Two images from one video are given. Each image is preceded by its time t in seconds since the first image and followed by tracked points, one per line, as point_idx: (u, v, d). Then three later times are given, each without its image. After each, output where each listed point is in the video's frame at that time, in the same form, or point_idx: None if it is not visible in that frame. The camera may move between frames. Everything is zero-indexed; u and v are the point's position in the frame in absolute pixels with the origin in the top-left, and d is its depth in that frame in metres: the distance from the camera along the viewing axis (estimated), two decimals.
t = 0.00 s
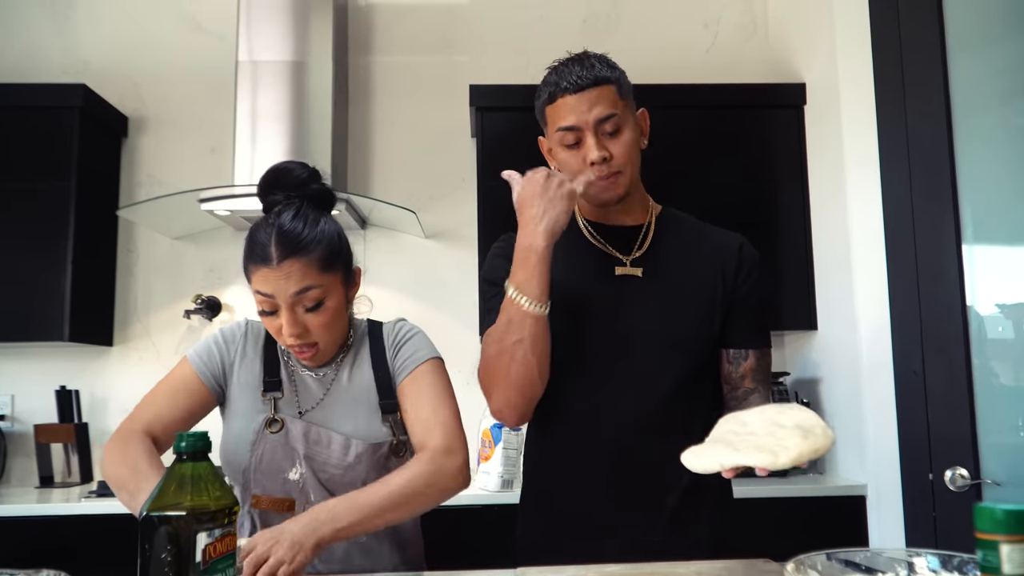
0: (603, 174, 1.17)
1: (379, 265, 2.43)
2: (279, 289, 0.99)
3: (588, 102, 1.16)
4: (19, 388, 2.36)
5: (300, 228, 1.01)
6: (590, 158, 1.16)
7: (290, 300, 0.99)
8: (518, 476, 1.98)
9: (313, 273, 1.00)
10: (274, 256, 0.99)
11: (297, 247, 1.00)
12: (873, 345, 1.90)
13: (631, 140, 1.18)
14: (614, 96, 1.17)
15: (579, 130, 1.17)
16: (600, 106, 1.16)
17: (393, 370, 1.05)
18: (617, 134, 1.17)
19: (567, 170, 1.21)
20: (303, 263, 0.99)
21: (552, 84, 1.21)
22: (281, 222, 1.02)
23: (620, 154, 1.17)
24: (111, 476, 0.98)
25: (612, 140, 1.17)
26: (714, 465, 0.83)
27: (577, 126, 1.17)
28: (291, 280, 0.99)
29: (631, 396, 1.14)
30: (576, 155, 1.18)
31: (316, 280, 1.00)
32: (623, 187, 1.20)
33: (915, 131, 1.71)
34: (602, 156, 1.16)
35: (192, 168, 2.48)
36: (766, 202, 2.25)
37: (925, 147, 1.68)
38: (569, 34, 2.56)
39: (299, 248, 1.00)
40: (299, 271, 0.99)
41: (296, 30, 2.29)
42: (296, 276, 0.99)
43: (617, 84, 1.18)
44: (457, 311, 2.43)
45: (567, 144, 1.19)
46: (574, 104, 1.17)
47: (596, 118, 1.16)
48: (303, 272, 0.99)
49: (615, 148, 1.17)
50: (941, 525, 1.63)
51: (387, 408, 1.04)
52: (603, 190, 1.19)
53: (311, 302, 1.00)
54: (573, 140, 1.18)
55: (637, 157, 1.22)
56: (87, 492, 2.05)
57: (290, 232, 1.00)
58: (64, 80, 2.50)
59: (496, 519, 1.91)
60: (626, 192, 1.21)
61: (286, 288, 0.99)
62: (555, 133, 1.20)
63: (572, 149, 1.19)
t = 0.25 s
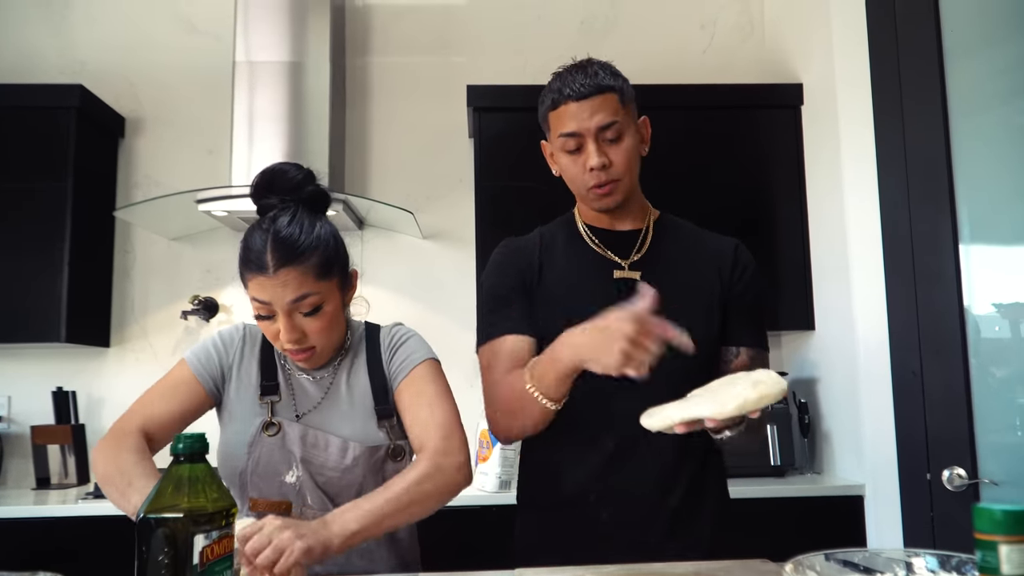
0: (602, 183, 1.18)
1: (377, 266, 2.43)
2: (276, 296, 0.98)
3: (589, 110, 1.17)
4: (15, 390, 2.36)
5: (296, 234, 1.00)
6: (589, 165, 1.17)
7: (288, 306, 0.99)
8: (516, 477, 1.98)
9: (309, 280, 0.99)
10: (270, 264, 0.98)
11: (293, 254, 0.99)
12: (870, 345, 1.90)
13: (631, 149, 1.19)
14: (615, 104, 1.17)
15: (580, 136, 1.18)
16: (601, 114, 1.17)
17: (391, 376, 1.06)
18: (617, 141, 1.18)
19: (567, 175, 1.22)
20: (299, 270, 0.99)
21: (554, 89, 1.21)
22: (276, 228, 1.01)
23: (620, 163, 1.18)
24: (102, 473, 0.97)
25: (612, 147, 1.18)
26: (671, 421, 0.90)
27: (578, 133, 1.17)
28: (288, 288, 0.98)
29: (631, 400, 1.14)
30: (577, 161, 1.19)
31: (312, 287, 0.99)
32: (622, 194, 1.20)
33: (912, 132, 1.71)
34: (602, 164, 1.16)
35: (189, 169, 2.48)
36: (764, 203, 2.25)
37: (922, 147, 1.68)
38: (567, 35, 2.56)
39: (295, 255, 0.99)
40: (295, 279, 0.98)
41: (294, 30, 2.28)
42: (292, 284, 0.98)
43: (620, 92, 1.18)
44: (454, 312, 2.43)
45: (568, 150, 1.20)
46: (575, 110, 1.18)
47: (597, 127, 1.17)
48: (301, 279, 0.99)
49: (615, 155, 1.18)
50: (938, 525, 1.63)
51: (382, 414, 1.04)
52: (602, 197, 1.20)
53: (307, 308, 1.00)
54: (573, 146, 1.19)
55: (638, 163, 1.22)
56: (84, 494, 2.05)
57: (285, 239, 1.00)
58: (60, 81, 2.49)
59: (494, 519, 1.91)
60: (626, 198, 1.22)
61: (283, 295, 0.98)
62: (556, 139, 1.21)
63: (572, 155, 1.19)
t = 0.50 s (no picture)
0: (608, 171, 1.17)
1: (374, 267, 2.43)
2: (275, 292, 0.98)
3: (600, 99, 1.18)
4: (11, 391, 2.35)
5: (294, 230, 1.01)
6: (596, 151, 1.16)
7: (287, 302, 0.98)
8: (513, 477, 1.98)
9: (309, 275, 0.99)
10: (269, 259, 0.98)
11: (292, 250, 0.99)
12: (867, 345, 1.90)
13: (639, 144, 1.19)
14: (625, 97, 1.19)
15: (588, 123, 1.19)
16: (610, 104, 1.18)
17: (392, 384, 1.06)
18: (624, 132, 1.18)
19: (573, 166, 1.22)
20: (299, 265, 0.99)
21: (568, 80, 1.23)
22: (275, 225, 1.01)
23: (627, 153, 1.18)
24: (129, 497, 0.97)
25: (619, 138, 1.18)
26: (681, 430, 0.88)
27: (586, 120, 1.19)
28: (287, 283, 0.98)
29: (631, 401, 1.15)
30: (583, 150, 1.19)
31: (312, 282, 0.99)
32: (625, 187, 1.20)
33: (909, 132, 1.72)
34: (608, 151, 1.16)
35: (186, 169, 2.47)
36: (761, 204, 2.26)
37: (919, 147, 1.69)
38: (564, 36, 2.56)
39: (293, 251, 0.99)
40: (295, 274, 0.98)
41: (290, 30, 2.28)
42: (292, 279, 0.98)
43: (631, 88, 1.20)
44: (452, 312, 2.43)
45: (575, 138, 1.20)
46: (587, 99, 1.19)
47: (607, 115, 1.17)
48: (300, 274, 0.99)
49: (621, 146, 1.18)
50: (935, 525, 1.63)
51: (383, 420, 1.04)
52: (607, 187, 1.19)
53: (307, 304, 0.99)
54: (580, 134, 1.20)
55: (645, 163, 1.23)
56: (80, 495, 2.04)
57: (284, 235, 1.00)
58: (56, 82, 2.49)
59: (492, 520, 1.91)
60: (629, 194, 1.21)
61: (283, 291, 0.98)
62: (565, 127, 1.22)
63: (579, 142, 1.20)
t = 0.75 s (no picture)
0: (603, 169, 1.17)
1: (370, 267, 2.43)
2: (274, 298, 0.98)
3: (595, 98, 1.18)
4: (5, 391, 2.35)
5: (292, 235, 1.00)
6: (590, 149, 1.16)
7: (286, 308, 0.98)
8: (509, 478, 1.98)
9: (307, 281, 0.98)
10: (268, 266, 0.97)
11: (291, 256, 0.98)
12: (863, 346, 1.90)
13: (635, 142, 1.18)
14: (621, 96, 1.19)
15: (583, 122, 1.18)
16: (606, 102, 1.18)
17: (393, 392, 1.06)
18: (621, 131, 1.18)
19: (569, 164, 1.22)
20: (298, 271, 0.98)
21: (565, 79, 1.23)
22: (274, 229, 1.00)
23: (622, 152, 1.17)
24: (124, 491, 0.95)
25: (615, 136, 1.18)
26: (685, 470, 0.89)
27: (582, 118, 1.18)
28: (286, 289, 0.97)
29: (625, 403, 1.14)
30: (579, 148, 1.19)
31: (311, 288, 0.99)
32: (622, 185, 1.20)
33: (904, 133, 1.72)
34: (603, 150, 1.16)
35: (181, 170, 2.47)
36: (757, 204, 2.26)
37: (914, 148, 1.69)
38: (561, 37, 2.56)
39: (292, 257, 0.98)
40: (294, 280, 0.97)
41: (286, 30, 2.28)
42: (291, 285, 0.97)
43: (628, 88, 1.20)
44: (447, 312, 2.42)
45: (572, 136, 1.20)
46: (583, 97, 1.19)
47: (603, 114, 1.17)
48: (299, 279, 0.98)
49: (617, 144, 1.17)
50: (930, 526, 1.63)
51: (383, 426, 1.04)
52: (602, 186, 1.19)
53: (306, 309, 0.99)
54: (578, 132, 1.20)
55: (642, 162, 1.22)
56: (75, 495, 2.04)
57: (283, 241, 0.99)
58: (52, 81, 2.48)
59: (488, 520, 1.90)
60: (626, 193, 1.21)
61: (281, 297, 0.97)
62: (562, 126, 1.22)
63: (575, 141, 1.20)
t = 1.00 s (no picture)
0: (592, 184, 1.19)
1: (366, 268, 2.43)
2: (275, 297, 0.97)
3: (579, 114, 1.19)
4: None
5: (296, 236, 1.00)
6: (578, 166, 1.18)
7: (287, 308, 0.98)
8: (504, 478, 1.97)
9: (309, 282, 0.99)
10: (271, 264, 0.97)
11: (294, 256, 0.98)
12: (857, 345, 1.91)
13: (623, 153, 1.20)
14: (606, 108, 1.19)
15: (570, 139, 1.20)
16: (591, 117, 1.18)
17: (381, 379, 1.05)
18: (608, 144, 1.19)
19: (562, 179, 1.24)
20: (300, 271, 0.98)
21: (550, 95, 1.24)
22: (277, 230, 1.00)
23: (609, 165, 1.19)
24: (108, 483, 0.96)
25: (603, 150, 1.19)
26: (669, 459, 0.83)
27: (568, 137, 1.20)
28: (288, 288, 0.97)
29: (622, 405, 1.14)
30: (568, 165, 1.21)
31: (312, 288, 0.99)
32: (614, 197, 1.21)
33: (899, 133, 1.72)
34: (590, 166, 1.18)
35: (176, 170, 2.46)
36: (753, 204, 2.26)
37: (909, 148, 1.69)
38: (556, 37, 2.56)
39: (295, 256, 0.98)
40: (296, 280, 0.98)
41: (282, 31, 2.28)
42: (293, 285, 0.97)
43: (612, 97, 1.20)
44: (443, 312, 2.42)
45: (561, 152, 1.22)
46: (568, 114, 1.20)
47: (587, 129, 1.18)
48: (301, 279, 0.98)
49: (604, 159, 1.19)
50: (924, 525, 1.64)
51: (371, 416, 1.03)
52: (593, 200, 1.21)
53: (307, 310, 0.99)
54: (566, 148, 1.21)
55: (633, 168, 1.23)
56: (70, 497, 2.03)
57: (286, 241, 0.99)
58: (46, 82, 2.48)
59: (483, 521, 1.90)
60: (620, 202, 1.22)
61: (283, 296, 0.97)
62: (551, 141, 1.24)
63: (565, 157, 1.22)
